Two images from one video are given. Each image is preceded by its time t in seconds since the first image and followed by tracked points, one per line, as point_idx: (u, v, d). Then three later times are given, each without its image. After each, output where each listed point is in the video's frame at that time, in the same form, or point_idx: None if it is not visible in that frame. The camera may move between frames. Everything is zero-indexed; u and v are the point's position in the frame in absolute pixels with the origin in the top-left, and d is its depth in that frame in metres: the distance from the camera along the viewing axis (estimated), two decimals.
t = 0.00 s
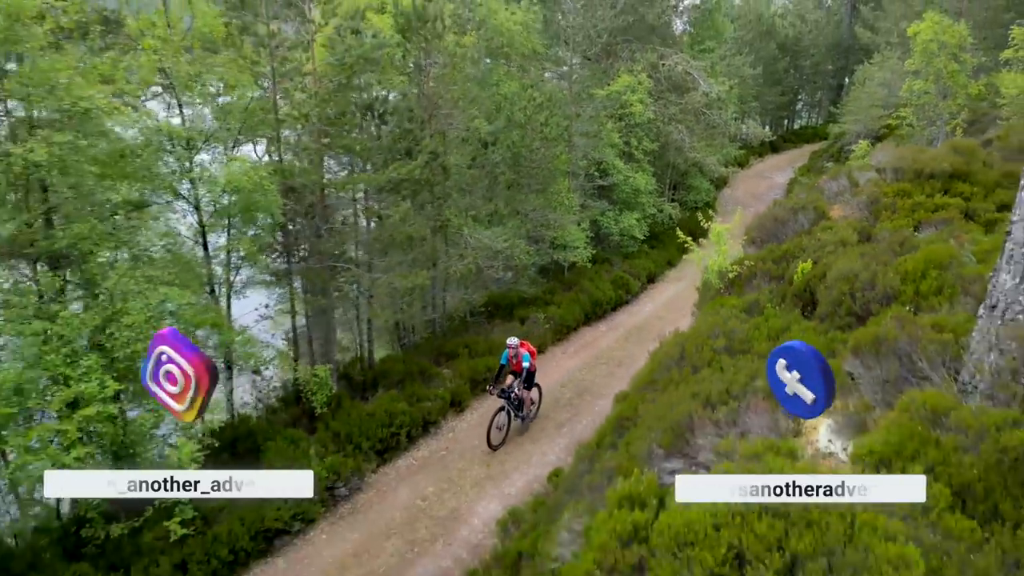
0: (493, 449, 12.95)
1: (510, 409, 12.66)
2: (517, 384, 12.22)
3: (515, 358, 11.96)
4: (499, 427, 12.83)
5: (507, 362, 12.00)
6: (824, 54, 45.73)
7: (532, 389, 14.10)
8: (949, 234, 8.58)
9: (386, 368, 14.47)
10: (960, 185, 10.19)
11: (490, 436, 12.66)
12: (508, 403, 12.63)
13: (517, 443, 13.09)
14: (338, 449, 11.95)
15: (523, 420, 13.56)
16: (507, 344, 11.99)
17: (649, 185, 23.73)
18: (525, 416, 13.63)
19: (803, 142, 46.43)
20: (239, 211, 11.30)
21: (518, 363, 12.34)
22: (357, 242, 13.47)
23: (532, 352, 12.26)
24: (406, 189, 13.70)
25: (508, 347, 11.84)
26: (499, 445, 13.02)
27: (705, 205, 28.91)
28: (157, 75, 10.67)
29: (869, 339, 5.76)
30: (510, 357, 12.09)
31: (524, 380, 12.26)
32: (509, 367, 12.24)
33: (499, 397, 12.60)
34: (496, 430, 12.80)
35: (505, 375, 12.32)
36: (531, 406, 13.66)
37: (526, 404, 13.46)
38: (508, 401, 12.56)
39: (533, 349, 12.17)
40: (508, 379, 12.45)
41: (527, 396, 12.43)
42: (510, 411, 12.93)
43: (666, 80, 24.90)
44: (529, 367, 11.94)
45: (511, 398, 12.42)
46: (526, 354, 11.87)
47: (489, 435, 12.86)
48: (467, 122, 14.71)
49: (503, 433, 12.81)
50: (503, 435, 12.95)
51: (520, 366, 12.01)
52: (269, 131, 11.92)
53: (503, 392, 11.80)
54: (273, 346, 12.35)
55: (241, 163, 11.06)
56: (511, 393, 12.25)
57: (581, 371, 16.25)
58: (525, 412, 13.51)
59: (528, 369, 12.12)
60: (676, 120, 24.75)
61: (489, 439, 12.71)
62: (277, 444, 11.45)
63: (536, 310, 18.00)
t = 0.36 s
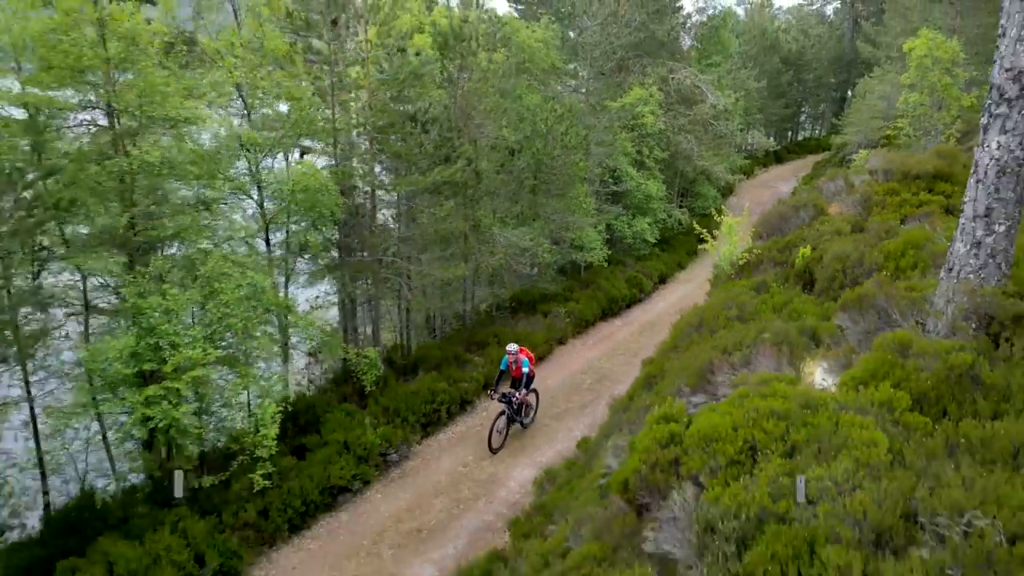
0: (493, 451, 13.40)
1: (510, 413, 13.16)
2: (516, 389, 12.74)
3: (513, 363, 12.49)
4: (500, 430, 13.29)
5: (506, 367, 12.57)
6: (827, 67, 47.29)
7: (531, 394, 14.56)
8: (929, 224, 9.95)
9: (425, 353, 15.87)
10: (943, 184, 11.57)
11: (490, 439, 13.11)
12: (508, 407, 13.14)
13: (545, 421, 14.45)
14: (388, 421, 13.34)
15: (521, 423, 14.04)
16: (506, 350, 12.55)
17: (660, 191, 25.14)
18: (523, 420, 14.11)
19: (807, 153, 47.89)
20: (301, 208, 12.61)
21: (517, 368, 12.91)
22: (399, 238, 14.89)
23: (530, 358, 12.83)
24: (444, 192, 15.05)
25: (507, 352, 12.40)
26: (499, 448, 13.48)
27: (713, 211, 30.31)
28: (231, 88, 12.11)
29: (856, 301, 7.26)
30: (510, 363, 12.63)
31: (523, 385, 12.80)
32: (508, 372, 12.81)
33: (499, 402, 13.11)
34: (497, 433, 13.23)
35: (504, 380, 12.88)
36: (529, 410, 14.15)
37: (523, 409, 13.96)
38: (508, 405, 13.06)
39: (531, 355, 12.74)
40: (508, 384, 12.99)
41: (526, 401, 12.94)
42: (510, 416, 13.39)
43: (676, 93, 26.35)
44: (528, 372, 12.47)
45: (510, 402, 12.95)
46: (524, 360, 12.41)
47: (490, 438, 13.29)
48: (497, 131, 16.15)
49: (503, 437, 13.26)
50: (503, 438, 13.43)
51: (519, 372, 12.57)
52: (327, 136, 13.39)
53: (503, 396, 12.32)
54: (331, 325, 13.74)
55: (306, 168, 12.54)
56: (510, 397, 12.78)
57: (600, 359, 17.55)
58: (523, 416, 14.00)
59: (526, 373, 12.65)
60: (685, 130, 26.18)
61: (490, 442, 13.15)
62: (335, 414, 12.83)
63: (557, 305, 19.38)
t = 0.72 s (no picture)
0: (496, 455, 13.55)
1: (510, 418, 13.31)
2: (516, 394, 12.89)
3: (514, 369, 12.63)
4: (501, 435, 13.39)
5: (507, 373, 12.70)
6: (831, 79, 48.64)
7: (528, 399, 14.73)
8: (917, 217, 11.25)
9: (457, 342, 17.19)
10: (933, 184, 12.86)
11: (493, 444, 13.28)
12: (509, 411, 13.31)
13: (568, 406, 15.74)
14: (428, 400, 14.66)
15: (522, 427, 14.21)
16: (508, 355, 12.72)
17: (671, 196, 26.44)
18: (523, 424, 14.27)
19: (812, 162, 49.18)
20: (354, 207, 13.96)
21: (517, 373, 13.10)
22: (436, 235, 16.21)
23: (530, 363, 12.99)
24: (477, 194, 16.38)
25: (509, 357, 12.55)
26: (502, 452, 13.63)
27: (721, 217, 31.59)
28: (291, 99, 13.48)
29: (848, 277, 8.59)
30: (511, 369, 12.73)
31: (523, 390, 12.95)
32: (509, 378, 12.98)
33: (500, 407, 13.28)
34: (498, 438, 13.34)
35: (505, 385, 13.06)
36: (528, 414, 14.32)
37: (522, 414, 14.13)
38: (509, 411, 13.18)
39: (531, 360, 12.94)
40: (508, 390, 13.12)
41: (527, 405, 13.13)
42: (510, 421, 13.49)
43: (686, 103, 27.70)
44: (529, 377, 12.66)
45: (511, 407, 13.13)
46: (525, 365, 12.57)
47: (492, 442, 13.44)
48: (524, 139, 17.51)
49: (506, 441, 13.41)
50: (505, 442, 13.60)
51: (520, 376, 12.75)
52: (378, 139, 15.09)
53: (506, 400, 12.46)
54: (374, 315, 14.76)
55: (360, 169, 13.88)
56: (511, 402, 12.96)
57: (617, 350, 18.80)
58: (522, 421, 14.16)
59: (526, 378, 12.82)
60: (695, 139, 27.53)
61: (493, 447, 13.31)
62: (382, 393, 14.15)
63: (576, 301, 20.68)
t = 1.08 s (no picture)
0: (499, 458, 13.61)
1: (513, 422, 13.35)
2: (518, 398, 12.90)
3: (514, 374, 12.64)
4: (503, 439, 13.47)
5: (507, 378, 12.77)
6: (837, 88, 49.85)
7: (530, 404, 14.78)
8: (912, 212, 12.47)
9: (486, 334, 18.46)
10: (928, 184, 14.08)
11: (496, 448, 13.31)
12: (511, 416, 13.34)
13: (590, 391, 16.94)
14: (462, 384, 15.94)
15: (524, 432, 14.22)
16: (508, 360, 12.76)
17: (683, 200, 27.69)
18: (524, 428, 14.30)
19: (819, 169, 50.35)
20: (396, 205, 15.24)
21: (517, 378, 13.15)
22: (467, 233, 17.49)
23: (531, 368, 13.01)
24: (505, 195, 17.65)
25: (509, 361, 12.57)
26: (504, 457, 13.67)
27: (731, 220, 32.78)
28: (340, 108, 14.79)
29: (847, 262, 9.82)
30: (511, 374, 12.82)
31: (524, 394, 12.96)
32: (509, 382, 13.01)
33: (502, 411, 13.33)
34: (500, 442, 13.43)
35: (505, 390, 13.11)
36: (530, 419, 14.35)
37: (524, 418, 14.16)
38: (511, 415, 13.28)
39: (532, 365, 12.97)
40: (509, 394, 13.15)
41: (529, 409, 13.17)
42: (512, 424, 13.57)
43: (697, 112, 28.94)
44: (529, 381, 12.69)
45: (513, 411, 13.18)
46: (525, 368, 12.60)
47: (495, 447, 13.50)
48: (548, 145, 18.76)
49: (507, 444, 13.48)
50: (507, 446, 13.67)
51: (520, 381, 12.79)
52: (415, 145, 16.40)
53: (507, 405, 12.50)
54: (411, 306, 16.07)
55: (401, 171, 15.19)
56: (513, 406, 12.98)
57: (633, 343, 19.93)
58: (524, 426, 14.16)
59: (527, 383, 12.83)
60: (705, 146, 28.77)
61: (496, 450, 13.34)
62: (421, 376, 15.44)
63: (595, 298, 21.91)
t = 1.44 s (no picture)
0: (500, 462, 13.84)
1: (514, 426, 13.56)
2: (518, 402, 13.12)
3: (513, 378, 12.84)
4: (504, 443, 13.72)
5: (507, 383, 12.95)
6: (846, 94, 50.85)
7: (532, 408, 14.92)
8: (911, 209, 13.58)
9: (511, 326, 19.64)
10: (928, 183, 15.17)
11: (496, 451, 13.53)
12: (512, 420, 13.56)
13: (609, 378, 18.05)
14: (492, 370, 17.17)
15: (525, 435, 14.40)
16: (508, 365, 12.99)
17: (695, 202, 28.79)
18: (526, 431, 14.48)
19: (827, 173, 51.33)
20: (432, 203, 16.41)
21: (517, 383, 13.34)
22: (495, 230, 18.64)
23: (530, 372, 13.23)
24: (531, 195, 18.81)
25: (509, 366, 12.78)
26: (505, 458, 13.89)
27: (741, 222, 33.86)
28: (381, 113, 15.99)
29: (850, 252, 10.97)
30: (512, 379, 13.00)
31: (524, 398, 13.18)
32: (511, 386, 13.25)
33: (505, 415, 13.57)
34: (501, 445, 13.66)
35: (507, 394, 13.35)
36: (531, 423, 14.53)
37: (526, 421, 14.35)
38: (512, 419, 13.52)
39: (532, 369, 13.20)
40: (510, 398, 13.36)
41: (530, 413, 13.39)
42: (514, 428, 13.78)
43: (709, 117, 30.06)
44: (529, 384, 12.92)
45: (513, 415, 13.39)
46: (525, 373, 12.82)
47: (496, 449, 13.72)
48: (570, 148, 19.88)
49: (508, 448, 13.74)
50: (508, 448, 13.87)
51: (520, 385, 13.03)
52: (447, 148, 17.57)
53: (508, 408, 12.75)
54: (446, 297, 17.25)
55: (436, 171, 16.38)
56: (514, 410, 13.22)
57: (648, 336, 20.98)
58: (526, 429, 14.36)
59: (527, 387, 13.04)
60: (717, 150, 29.87)
61: (496, 454, 13.58)
62: (455, 362, 16.64)
63: (613, 294, 23.03)
